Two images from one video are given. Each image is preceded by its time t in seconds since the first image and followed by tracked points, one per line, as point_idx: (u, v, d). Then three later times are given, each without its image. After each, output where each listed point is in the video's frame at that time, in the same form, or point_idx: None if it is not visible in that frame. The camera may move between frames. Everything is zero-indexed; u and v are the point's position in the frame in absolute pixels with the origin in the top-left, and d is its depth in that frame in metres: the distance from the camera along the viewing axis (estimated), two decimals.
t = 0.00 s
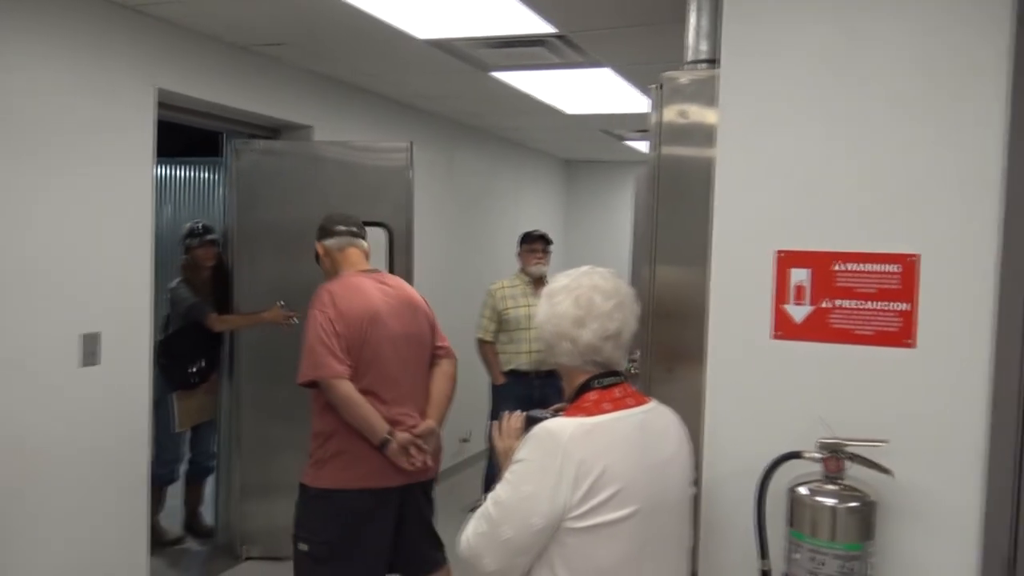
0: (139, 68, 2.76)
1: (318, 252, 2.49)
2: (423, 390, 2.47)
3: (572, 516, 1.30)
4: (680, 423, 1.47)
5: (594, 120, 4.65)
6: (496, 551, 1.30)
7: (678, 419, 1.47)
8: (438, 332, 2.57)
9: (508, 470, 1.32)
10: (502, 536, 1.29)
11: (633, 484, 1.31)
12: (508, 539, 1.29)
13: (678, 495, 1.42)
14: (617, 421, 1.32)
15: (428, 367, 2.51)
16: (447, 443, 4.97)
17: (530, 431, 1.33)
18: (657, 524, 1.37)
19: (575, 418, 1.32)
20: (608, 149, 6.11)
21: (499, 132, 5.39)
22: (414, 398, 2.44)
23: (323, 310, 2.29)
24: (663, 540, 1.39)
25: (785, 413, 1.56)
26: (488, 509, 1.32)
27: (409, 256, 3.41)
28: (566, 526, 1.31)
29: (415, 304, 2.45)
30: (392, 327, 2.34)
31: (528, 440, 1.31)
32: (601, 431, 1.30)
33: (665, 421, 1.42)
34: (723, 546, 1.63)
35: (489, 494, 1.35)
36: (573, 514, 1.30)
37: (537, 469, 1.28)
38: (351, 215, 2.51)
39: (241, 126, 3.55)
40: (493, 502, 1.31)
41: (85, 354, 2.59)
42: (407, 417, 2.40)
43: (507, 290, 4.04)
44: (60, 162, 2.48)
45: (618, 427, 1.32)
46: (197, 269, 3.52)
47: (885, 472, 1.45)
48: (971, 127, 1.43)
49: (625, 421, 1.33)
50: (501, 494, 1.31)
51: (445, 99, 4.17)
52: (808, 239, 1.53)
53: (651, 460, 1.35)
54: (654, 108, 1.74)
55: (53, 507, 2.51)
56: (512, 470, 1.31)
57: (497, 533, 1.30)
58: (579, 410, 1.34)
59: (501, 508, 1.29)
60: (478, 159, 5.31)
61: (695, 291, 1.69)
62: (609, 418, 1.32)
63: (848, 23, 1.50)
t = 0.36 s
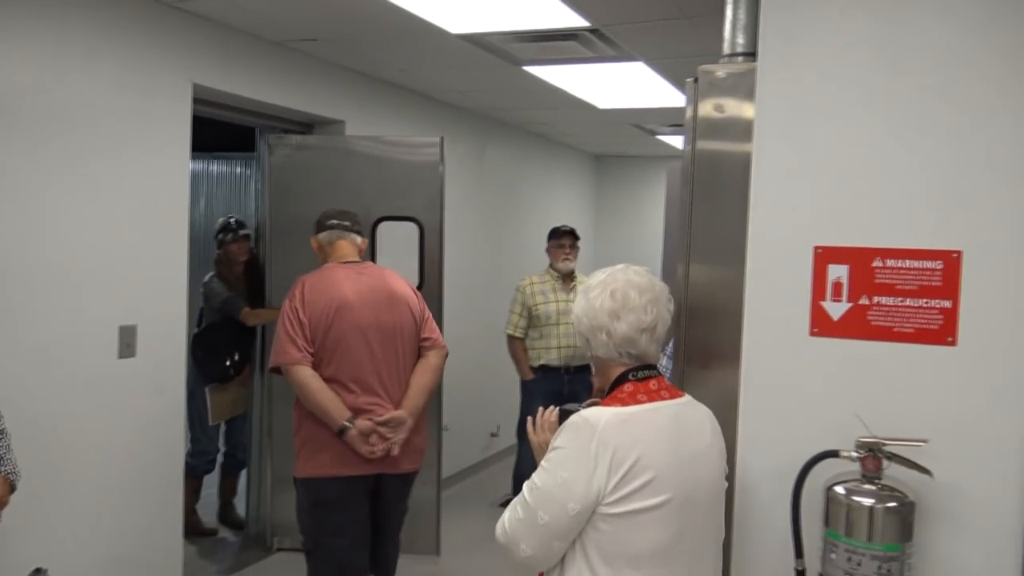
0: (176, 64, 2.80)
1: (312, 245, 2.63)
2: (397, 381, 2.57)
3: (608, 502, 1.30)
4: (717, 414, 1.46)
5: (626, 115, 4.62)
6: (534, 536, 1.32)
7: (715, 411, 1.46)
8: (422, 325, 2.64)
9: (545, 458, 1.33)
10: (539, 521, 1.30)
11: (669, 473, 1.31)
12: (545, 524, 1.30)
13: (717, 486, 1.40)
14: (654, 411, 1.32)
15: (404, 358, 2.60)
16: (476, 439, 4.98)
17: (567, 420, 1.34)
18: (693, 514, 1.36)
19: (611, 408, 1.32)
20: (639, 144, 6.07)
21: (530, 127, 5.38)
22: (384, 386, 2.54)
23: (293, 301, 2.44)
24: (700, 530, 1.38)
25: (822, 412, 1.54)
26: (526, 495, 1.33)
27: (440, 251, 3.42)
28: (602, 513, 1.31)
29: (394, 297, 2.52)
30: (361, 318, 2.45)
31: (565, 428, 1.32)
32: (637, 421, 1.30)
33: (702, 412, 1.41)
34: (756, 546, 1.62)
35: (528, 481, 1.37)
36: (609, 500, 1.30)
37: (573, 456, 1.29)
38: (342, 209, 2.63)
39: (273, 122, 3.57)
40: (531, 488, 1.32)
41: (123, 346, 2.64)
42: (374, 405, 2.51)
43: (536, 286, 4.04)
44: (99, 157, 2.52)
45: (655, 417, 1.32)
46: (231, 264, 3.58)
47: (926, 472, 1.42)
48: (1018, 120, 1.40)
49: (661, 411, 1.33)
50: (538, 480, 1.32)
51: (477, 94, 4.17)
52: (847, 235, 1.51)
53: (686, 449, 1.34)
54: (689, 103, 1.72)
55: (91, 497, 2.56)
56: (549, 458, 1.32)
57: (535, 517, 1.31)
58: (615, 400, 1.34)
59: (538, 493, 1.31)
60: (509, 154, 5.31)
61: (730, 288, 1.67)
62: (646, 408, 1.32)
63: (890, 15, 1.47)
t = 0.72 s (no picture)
0: (194, 62, 2.82)
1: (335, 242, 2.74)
2: (386, 378, 2.64)
3: (566, 499, 1.37)
4: (700, 413, 1.47)
5: (642, 112, 4.61)
6: (497, 527, 1.41)
7: (700, 408, 1.48)
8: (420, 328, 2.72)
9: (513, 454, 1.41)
10: (502, 514, 1.39)
11: (626, 472, 1.35)
12: (507, 517, 1.39)
13: (690, 486, 1.42)
14: (614, 411, 1.36)
15: (400, 358, 2.68)
16: (490, 436, 4.99)
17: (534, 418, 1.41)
18: (661, 513, 1.39)
19: (574, 406, 1.38)
20: (655, 141, 6.05)
21: (546, 125, 5.38)
22: (375, 381, 2.62)
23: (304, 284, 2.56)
24: (672, 529, 1.40)
25: (839, 411, 1.53)
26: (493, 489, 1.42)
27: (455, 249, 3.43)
28: (561, 509, 1.38)
29: (397, 297, 2.61)
30: (363, 308, 2.55)
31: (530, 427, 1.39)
32: (598, 420, 1.35)
33: (678, 411, 1.43)
34: (772, 545, 1.62)
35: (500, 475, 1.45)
36: (567, 497, 1.37)
37: (533, 454, 1.36)
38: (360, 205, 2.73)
39: (291, 119, 3.61)
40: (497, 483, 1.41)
41: (141, 341, 2.67)
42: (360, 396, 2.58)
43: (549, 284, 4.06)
44: (118, 155, 2.55)
45: (617, 417, 1.36)
46: (248, 260, 3.61)
47: (943, 472, 1.41)
48: None
49: (623, 412, 1.37)
50: (503, 476, 1.40)
51: (492, 91, 4.18)
52: (865, 234, 1.50)
53: (651, 450, 1.37)
54: (705, 100, 1.71)
55: (110, 491, 2.59)
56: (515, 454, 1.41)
57: (498, 510, 1.40)
58: (580, 399, 1.39)
59: (502, 488, 1.39)
60: (524, 152, 5.31)
61: (748, 286, 1.67)
62: (610, 407, 1.37)
63: (909, 12, 1.46)
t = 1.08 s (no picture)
0: (206, 63, 2.84)
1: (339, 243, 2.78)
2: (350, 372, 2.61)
3: (522, 497, 1.38)
4: (668, 411, 1.44)
5: (652, 112, 4.61)
6: (465, 522, 1.46)
7: (669, 407, 1.45)
8: (391, 325, 2.64)
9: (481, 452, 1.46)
10: (468, 509, 1.44)
11: (575, 471, 1.34)
12: (472, 512, 1.43)
13: (651, 488, 1.39)
14: (567, 410, 1.37)
15: (363, 352, 2.62)
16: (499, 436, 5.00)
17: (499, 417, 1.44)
18: (618, 511, 1.36)
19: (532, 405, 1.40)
20: (666, 141, 6.05)
21: (555, 125, 5.38)
22: (333, 375, 2.60)
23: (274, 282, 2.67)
24: (631, 528, 1.38)
25: (848, 411, 1.53)
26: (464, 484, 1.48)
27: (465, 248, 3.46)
28: (520, 507, 1.40)
29: (360, 290, 2.58)
30: (314, 302, 2.57)
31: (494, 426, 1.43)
32: (548, 419, 1.36)
33: (637, 409, 1.40)
34: (781, 544, 1.62)
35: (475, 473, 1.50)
36: (523, 496, 1.38)
37: (491, 451, 1.40)
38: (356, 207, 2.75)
39: (302, 119, 3.62)
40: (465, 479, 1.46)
41: (153, 340, 2.69)
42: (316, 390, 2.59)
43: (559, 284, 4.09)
44: (130, 155, 2.57)
45: (569, 416, 1.36)
46: (259, 259, 3.63)
47: (954, 472, 1.41)
48: None
49: (577, 411, 1.37)
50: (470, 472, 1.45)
51: (502, 91, 4.18)
52: (876, 234, 1.50)
53: (602, 450, 1.36)
54: (716, 100, 1.71)
55: (121, 488, 2.61)
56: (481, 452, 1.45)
57: (465, 506, 1.45)
58: (539, 397, 1.42)
59: (467, 484, 1.44)
60: (534, 152, 5.32)
61: (758, 285, 1.67)
62: (563, 406, 1.37)
63: (919, 12, 1.46)
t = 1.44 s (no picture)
0: (210, 66, 2.86)
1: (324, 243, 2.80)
2: (291, 367, 2.56)
3: (501, 501, 1.39)
4: (647, 414, 1.45)
5: (654, 113, 4.61)
6: (446, 527, 1.46)
7: (649, 409, 1.46)
8: (312, 315, 2.51)
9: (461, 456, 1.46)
10: (449, 513, 1.43)
11: (551, 475, 1.35)
12: (453, 516, 1.43)
13: (629, 492, 1.39)
14: (544, 414, 1.38)
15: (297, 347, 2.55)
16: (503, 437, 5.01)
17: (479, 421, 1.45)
18: (596, 515, 1.37)
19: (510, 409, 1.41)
20: (669, 142, 6.05)
21: (557, 125, 5.39)
22: (273, 373, 2.57)
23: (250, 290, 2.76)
24: (610, 531, 1.38)
25: (848, 412, 1.54)
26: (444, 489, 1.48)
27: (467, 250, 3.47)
28: (500, 511, 1.40)
29: (291, 279, 2.57)
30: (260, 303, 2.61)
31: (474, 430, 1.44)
32: (525, 423, 1.37)
33: (614, 412, 1.41)
34: (782, 544, 1.62)
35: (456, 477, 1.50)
36: (502, 500, 1.39)
37: (471, 456, 1.41)
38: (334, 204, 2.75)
39: (305, 121, 3.64)
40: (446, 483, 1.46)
41: (157, 342, 2.71)
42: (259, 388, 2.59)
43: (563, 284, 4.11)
44: (135, 159, 2.59)
45: (546, 420, 1.37)
46: (263, 261, 3.64)
47: (954, 472, 1.42)
48: None
49: (554, 415, 1.38)
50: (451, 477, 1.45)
51: (505, 93, 4.20)
52: (876, 235, 1.51)
53: (577, 454, 1.36)
54: (716, 102, 1.72)
55: (125, 489, 2.62)
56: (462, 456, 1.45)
57: (445, 510, 1.45)
58: (516, 402, 1.43)
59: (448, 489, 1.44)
60: (536, 153, 5.33)
61: (758, 286, 1.68)
62: (541, 411, 1.38)
63: (918, 13, 1.46)
